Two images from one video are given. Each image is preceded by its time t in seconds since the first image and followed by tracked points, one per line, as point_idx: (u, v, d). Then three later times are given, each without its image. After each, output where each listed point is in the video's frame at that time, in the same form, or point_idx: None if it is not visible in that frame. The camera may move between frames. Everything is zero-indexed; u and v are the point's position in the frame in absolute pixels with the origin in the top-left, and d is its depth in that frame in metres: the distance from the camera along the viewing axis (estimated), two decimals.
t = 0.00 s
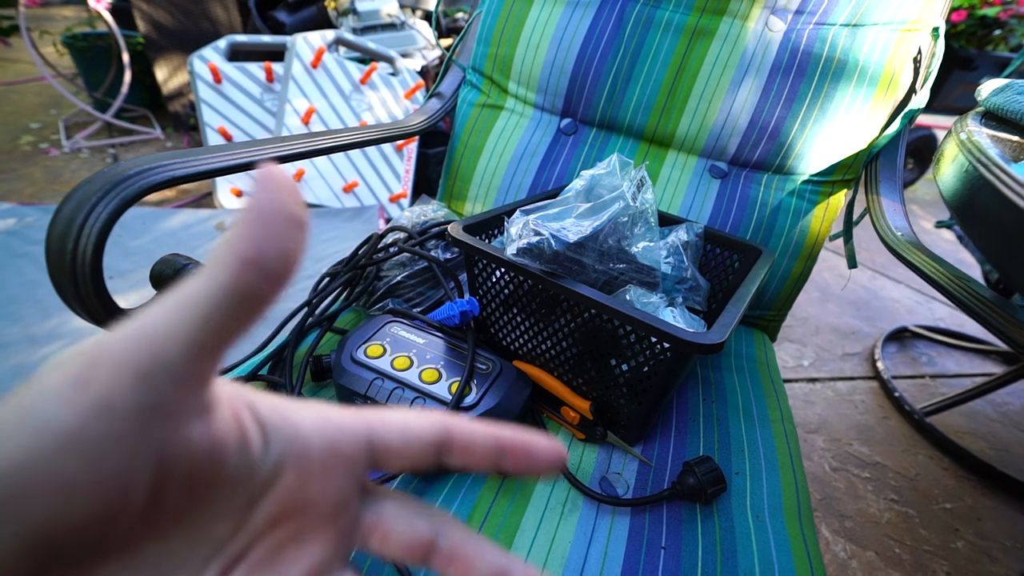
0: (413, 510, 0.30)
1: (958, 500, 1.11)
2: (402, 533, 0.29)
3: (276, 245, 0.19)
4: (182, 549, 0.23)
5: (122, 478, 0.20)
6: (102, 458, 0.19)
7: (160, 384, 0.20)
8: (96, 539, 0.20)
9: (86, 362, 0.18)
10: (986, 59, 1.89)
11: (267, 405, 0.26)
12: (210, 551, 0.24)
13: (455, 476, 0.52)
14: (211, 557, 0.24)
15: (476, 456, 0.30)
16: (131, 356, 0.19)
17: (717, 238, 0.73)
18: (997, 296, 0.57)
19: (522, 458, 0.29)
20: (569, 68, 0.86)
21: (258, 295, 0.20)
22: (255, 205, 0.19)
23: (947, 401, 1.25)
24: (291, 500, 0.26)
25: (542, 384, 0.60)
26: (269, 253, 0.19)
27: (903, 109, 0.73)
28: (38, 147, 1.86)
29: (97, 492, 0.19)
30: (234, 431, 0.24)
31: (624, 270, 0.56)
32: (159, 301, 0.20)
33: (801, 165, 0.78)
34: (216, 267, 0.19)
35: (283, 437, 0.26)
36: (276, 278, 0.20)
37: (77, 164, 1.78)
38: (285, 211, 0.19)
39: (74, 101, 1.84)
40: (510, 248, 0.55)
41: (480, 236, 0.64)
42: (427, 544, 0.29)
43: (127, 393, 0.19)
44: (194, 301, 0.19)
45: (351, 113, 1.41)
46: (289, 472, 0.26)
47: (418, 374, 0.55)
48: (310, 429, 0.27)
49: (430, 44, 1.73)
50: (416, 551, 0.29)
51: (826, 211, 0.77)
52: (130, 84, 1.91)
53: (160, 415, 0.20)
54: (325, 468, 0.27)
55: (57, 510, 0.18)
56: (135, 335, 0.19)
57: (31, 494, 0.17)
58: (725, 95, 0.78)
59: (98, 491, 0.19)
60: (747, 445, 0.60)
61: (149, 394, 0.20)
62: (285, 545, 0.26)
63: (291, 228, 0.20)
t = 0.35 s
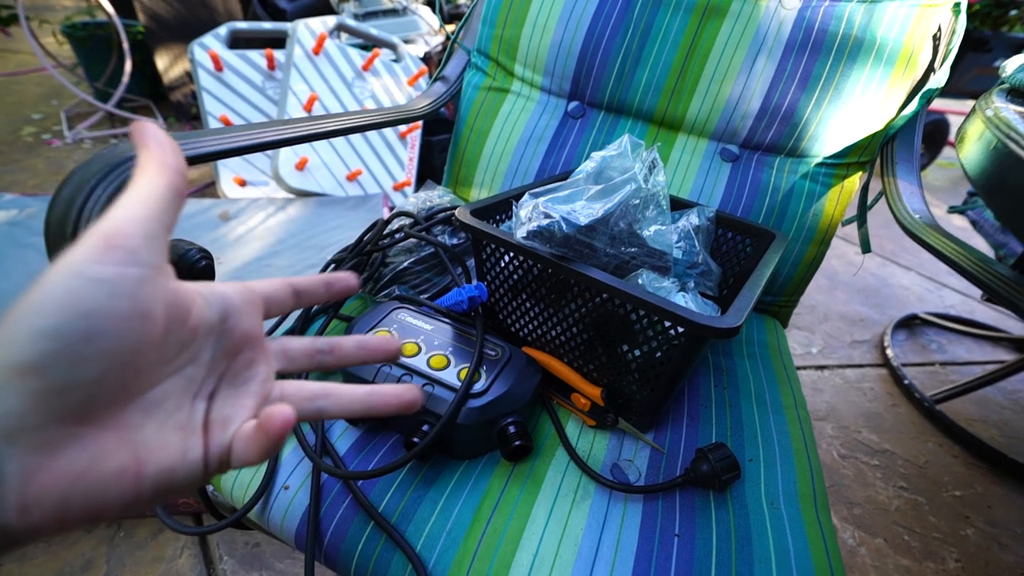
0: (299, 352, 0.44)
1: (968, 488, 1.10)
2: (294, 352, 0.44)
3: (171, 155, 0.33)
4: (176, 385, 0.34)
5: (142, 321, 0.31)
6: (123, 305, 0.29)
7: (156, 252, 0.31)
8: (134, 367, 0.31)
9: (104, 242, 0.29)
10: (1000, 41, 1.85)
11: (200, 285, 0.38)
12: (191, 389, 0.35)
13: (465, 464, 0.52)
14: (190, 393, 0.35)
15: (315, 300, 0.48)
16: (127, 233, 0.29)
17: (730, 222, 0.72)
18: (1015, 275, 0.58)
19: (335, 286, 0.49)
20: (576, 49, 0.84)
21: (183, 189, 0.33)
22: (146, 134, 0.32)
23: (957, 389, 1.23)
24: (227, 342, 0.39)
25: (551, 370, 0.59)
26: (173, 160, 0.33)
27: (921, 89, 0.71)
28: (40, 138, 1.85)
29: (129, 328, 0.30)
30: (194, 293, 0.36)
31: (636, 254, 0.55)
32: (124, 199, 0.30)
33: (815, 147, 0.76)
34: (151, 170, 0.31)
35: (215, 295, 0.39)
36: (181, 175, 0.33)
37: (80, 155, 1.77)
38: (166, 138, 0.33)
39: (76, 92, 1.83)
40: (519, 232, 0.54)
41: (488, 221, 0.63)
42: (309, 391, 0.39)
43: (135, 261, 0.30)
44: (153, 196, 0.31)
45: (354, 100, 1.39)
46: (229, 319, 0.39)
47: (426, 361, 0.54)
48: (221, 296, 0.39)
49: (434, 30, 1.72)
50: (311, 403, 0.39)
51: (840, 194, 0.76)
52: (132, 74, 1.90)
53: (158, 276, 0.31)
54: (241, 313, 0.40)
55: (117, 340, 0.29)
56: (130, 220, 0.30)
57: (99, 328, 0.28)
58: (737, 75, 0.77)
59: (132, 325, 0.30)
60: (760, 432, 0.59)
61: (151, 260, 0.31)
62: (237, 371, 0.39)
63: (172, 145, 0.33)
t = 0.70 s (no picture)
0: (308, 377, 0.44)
1: (973, 479, 1.10)
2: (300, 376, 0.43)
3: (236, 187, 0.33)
4: (188, 392, 0.34)
5: (176, 333, 0.31)
6: (162, 316, 0.30)
7: (204, 274, 0.32)
8: (160, 373, 0.31)
9: (160, 254, 0.30)
10: (1010, 29, 1.83)
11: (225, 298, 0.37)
12: (197, 398, 0.34)
13: (472, 453, 0.51)
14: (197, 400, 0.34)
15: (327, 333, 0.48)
16: (183, 253, 0.30)
17: (738, 211, 0.71)
18: None
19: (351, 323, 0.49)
20: (583, 36, 0.83)
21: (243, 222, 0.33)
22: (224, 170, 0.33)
23: (963, 380, 1.23)
24: (241, 357, 0.37)
25: (558, 359, 0.59)
26: (238, 195, 0.33)
27: (933, 74, 0.69)
28: (42, 128, 1.84)
29: (163, 340, 0.30)
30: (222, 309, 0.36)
31: (645, 242, 0.54)
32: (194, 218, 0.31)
33: (824, 135, 0.75)
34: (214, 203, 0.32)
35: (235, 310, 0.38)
36: (245, 207, 0.33)
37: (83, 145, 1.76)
38: (238, 173, 0.33)
39: (77, 82, 1.82)
40: (526, 219, 0.53)
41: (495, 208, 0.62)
42: (310, 418, 0.39)
43: (183, 276, 0.31)
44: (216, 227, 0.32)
45: (357, 88, 1.38)
46: (246, 335, 0.38)
47: (432, 350, 0.53)
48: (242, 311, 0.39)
49: (436, 19, 1.70)
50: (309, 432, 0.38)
51: (850, 182, 0.74)
52: (133, 63, 1.88)
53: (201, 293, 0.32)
54: (258, 331, 0.40)
55: (152, 345, 0.30)
56: (189, 237, 0.31)
57: (137, 334, 0.29)
58: (746, 61, 0.75)
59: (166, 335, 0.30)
60: (769, 422, 0.58)
61: (199, 279, 0.31)
62: (243, 388, 0.38)
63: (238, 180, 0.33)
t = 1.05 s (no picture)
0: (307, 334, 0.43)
1: (971, 483, 1.10)
2: (298, 335, 0.43)
3: (197, 145, 0.31)
4: (179, 365, 0.32)
5: (154, 301, 0.29)
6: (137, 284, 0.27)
7: (174, 234, 0.29)
8: (140, 349, 0.29)
9: (123, 214, 0.27)
10: (1010, 34, 1.83)
11: (204, 265, 0.35)
12: (190, 370, 0.33)
13: (469, 453, 0.51)
14: (190, 373, 0.33)
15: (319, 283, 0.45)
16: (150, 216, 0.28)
17: (737, 212, 0.71)
18: None
19: (343, 273, 0.45)
20: (584, 36, 0.83)
21: (208, 178, 0.32)
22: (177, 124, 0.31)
23: (962, 384, 1.23)
24: (230, 325, 0.37)
25: (556, 360, 0.58)
26: (203, 152, 0.31)
27: (933, 77, 0.69)
28: (40, 124, 1.84)
29: (143, 310, 0.28)
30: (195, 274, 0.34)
31: (643, 243, 0.54)
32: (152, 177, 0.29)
33: (824, 137, 0.75)
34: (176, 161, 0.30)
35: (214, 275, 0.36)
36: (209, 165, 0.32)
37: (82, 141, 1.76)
38: (197, 129, 0.32)
39: (76, 77, 1.81)
40: (524, 220, 0.53)
41: (493, 208, 0.62)
42: (306, 380, 0.38)
43: (156, 241, 0.28)
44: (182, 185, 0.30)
45: (358, 87, 1.37)
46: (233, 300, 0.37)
47: (429, 349, 0.53)
48: (222, 276, 0.37)
49: (437, 18, 1.70)
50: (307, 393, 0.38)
51: (850, 185, 0.74)
52: (133, 59, 1.88)
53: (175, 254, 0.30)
54: (246, 295, 0.38)
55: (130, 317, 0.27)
56: (156, 196, 0.28)
57: (115, 307, 0.27)
58: (747, 63, 0.75)
59: (144, 303, 0.28)
60: (766, 424, 0.58)
61: (171, 243, 0.29)
62: (236, 354, 0.37)
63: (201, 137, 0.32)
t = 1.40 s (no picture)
0: (283, 352, 0.44)
1: (962, 484, 1.10)
2: (275, 353, 0.43)
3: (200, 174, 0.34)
4: (165, 372, 0.32)
5: (156, 311, 0.30)
6: (140, 294, 0.29)
7: (178, 253, 0.31)
8: (140, 355, 0.30)
9: (134, 232, 0.29)
10: (1004, 38, 1.84)
11: (198, 278, 0.35)
12: (173, 380, 0.33)
13: (462, 453, 0.51)
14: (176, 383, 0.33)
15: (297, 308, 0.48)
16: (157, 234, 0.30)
17: (733, 213, 0.71)
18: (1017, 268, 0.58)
19: (319, 297, 0.50)
20: (580, 35, 0.82)
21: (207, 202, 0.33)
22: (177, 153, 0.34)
23: (955, 386, 1.23)
24: (215, 337, 0.36)
25: (550, 360, 0.58)
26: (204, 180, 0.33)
27: (929, 80, 0.69)
28: (32, 118, 1.82)
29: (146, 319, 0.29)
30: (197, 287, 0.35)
31: (638, 243, 0.54)
32: (160, 198, 0.31)
33: (819, 139, 0.75)
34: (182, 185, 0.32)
35: (206, 290, 0.36)
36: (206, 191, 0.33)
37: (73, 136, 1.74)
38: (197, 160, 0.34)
39: (69, 72, 1.80)
40: (519, 218, 0.53)
41: (488, 207, 0.62)
42: (286, 395, 0.39)
43: (162, 258, 0.30)
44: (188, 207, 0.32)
45: (354, 85, 1.37)
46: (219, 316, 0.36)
47: (423, 349, 0.53)
48: (214, 290, 0.37)
49: (434, 16, 1.69)
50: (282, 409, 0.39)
51: (845, 186, 0.74)
52: (126, 54, 1.87)
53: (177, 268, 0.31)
54: (230, 310, 0.37)
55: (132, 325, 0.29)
56: (165, 217, 0.30)
57: (119, 313, 0.28)
58: (743, 63, 0.75)
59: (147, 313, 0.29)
60: (760, 426, 0.58)
61: (175, 259, 0.30)
62: (217, 367, 0.37)
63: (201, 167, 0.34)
